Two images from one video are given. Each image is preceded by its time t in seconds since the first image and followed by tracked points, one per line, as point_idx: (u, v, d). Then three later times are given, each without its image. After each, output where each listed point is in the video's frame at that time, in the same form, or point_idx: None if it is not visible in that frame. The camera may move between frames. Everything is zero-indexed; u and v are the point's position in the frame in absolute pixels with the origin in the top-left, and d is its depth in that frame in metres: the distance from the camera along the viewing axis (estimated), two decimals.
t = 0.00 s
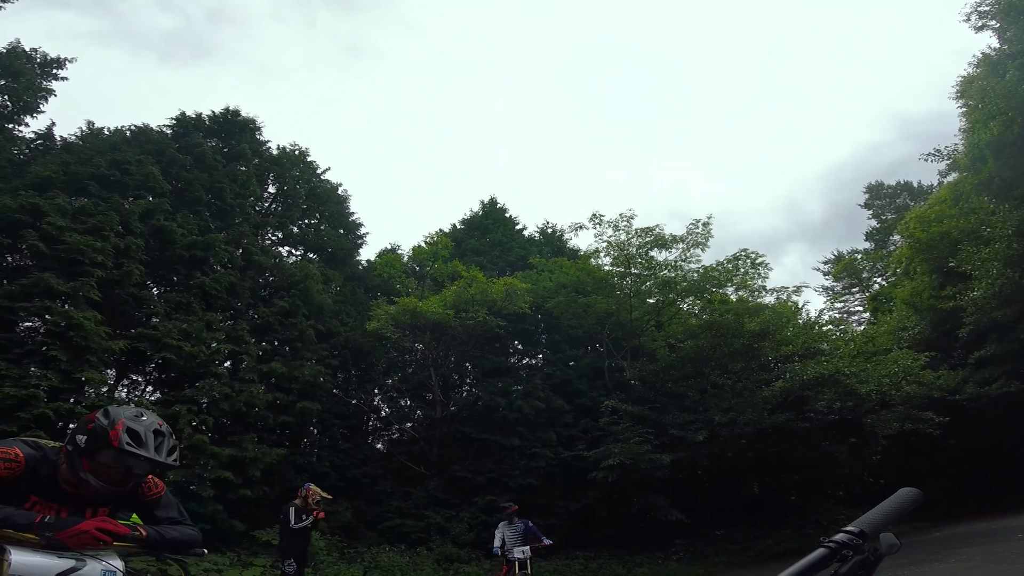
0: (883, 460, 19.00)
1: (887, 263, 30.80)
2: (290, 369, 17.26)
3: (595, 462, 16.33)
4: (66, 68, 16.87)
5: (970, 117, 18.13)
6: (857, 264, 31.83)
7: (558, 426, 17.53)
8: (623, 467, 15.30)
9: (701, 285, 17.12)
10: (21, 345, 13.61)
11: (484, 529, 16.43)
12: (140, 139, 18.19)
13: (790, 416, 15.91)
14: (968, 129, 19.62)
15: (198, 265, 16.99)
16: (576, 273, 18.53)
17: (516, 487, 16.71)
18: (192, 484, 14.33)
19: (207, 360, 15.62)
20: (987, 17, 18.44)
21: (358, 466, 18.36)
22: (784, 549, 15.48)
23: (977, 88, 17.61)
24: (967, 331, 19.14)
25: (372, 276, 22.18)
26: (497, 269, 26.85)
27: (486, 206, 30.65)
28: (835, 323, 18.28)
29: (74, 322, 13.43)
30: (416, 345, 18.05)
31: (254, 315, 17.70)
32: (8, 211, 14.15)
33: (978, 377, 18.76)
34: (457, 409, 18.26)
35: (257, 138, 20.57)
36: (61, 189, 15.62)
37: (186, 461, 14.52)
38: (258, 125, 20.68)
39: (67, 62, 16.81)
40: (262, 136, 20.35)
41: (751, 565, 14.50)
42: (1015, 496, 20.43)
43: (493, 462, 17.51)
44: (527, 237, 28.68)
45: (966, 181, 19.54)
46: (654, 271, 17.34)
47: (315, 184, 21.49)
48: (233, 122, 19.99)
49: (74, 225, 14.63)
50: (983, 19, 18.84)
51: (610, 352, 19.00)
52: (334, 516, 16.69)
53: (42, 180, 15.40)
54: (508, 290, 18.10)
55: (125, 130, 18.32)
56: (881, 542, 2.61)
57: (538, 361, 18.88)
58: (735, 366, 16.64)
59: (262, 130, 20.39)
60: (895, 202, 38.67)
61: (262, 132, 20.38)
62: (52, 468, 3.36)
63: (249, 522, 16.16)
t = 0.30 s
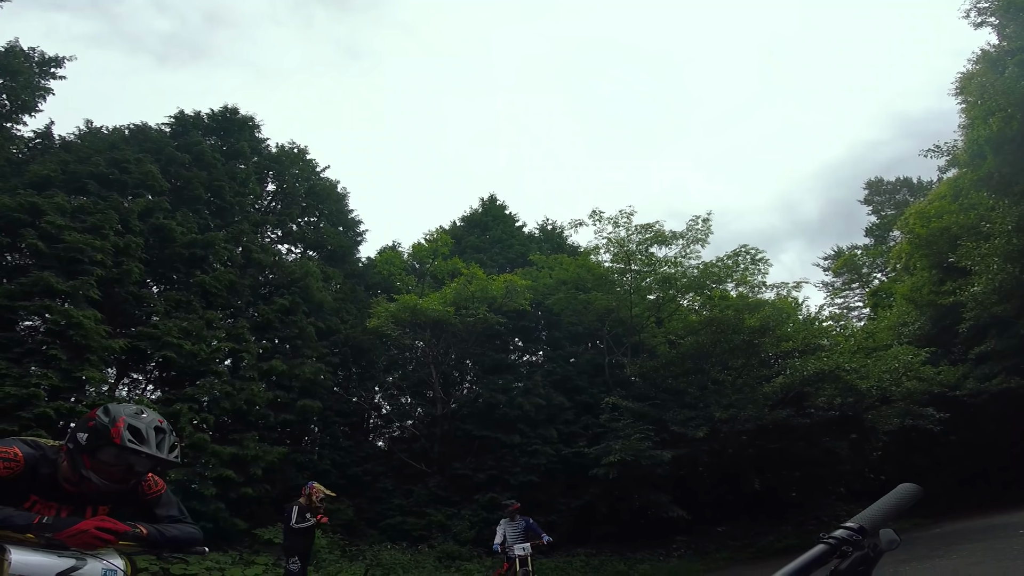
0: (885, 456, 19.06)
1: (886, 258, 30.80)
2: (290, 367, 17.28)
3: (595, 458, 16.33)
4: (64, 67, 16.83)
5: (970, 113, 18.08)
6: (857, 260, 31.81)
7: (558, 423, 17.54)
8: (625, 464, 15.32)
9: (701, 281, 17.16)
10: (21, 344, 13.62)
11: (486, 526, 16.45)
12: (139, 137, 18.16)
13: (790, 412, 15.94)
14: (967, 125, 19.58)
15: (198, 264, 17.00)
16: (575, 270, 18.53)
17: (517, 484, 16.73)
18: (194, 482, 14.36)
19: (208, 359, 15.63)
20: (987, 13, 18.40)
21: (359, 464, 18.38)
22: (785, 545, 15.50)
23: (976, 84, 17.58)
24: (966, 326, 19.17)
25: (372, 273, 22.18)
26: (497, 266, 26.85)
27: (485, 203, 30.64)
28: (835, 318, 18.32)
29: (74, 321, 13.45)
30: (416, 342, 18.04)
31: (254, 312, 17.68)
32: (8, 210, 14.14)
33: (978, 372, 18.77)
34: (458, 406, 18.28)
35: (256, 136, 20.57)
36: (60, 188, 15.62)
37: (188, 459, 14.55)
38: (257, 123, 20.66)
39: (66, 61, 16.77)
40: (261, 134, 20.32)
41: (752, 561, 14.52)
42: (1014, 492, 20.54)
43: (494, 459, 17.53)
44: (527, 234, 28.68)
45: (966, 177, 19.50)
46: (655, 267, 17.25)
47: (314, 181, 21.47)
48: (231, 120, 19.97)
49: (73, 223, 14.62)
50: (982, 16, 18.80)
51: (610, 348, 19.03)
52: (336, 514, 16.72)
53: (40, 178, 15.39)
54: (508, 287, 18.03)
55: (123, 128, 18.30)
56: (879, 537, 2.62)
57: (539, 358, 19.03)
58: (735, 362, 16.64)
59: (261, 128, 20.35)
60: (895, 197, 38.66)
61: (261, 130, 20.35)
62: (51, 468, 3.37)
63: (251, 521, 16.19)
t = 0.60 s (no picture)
0: (886, 453, 19.12)
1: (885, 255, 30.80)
2: (290, 366, 17.28)
3: (596, 457, 16.32)
4: (66, 65, 16.80)
5: (966, 110, 18.09)
6: (856, 256, 31.80)
7: (558, 422, 17.54)
8: (626, 462, 15.34)
9: (700, 279, 17.06)
10: (20, 342, 13.62)
11: (486, 526, 16.45)
12: (140, 135, 18.13)
13: (791, 410, 15.95)
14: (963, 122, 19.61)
15: (197, 262, 16.97)
16: (575, 268, 18.54)
17: (517, 483, 16.74)
18: (192, 481, 14.36)
19: (207, 358, 15.62)
20: (981, 10, 18.42)
21: (359, 463, 18.37)
22: (786, 544, 15.49)
23: (972, 82, 17.61)
24: (966, 322, 19.20)
25: (372, 272, 22.17)
26: (496, 265, 26.85)
27: (484, 201, 30.64)
28: (834, 315, 18.33)
29: (73, 319, 13.44)
30: (416, 341, 18.03)
31: (254, 311, 17.68)
32: (8, 207, 14.13)
33: (978, 368, 18.80)
34: (458, 405, 18.27)
35: (257, 135, 20.57)
36: (60, 185, 15.61)
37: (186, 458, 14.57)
38: (257, 121, 20.65)
39: (68, 58, 16.74)
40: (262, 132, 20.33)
41: (753, 560, 14.51)
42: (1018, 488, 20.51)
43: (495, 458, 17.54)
44: (526, 233, 28.68)
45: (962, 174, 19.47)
46: (653, 266, 17.36)
47: (314, 181, 21.47)
48: (231, 118, 19.94)
49: (73, 221, 14.61)
50: (976, 13, 18.81)
51: (610, 347, 18.97)
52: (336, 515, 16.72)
53: (41, 176, 15.37)
54: (508, 286, 18.18)
55: (124, 126, 18.29)
56: (883, 537, 2.63)
57: (538, 357, 18.90)
58: (735, 360, 16.64)
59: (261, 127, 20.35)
60: (893, 194, 38.67)
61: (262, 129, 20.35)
62: (47, 468, 3.37)
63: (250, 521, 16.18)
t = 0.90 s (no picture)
0: (885, 458, 19.16)
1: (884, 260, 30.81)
2: (289, 371, 17.25)
3: (595, 462, 16.29)
4: (68, 68, 16.82)
5: (962, 114, 18.13)
6: (855, 261, 31.82)
7: (558, 427, 17.52)
8: (625, 467, 15.32)
9: (699, 284, 16.99)
10: (18, 346, 13.61)
11: (485, 531, 16.41)
12: (142, 139, 18.19)
13: (791, 415, 15.90)
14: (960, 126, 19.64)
15: (196, 267, 16.96)
16: (574, 273, 18.54)
17: (517, 488, 16.70)
18: (190, 486, 14.33)
19: (205, 362, 15.62)
20: (976, 14, 18.46)
21: (358, 469, 18.31)
22: (787, 548, 15.46)
23: (968, 85, 17.67)
24: (964, 326, 19.22)
25: (371, 277, 22.17)
26: (496, 270, 26.84)
27: (483, 206, 30.67)
28: (833, 319, 18.32)
29: (70, 322, 13.45)
30: (415, 346, 18.03)
31: (253, 316, 17.67)
32: (7, 211, 14.14)
33: (978, 371, 18.79)
34: (456, 411, 18.22)
35: (256, 139, 20.60)
36: (60, 189, 15.63)
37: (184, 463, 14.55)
38: (257, 126, 20.69)
39: (70, 62, 16.76)
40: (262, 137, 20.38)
41: (753, 565, 14.47)
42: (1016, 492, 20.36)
43: (494, 463, 17.50)
44: (525, 238, 28.69)
45: (959, 177, 19.36)
46: (652, 271, 17.39)
47: (314, 186, 21.50)
48: (231, 123, 19.97)
49: (72, 225, 14.61)
50: (970, 17, 18.81)
51: (610, 352, 18.85)
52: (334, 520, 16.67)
53: (41, 179, 15.39)
54: (507, 291, 18.26)
55: (125, 130, 18.32)
56: (884, 544, 2.60)
57: (538, 362, 18.84)
58: (735, 365, 16.65)
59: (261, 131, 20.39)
60: (891, 198, 38.73)
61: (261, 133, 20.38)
62: (44, 472, 3.36)
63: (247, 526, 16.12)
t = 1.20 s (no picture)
0: (882, 461, 19.15)
1: (881, 263, 30.88)
2: (286, 373, 17.23)
3: (593, 465, 16.28)
4: (66, 68, 16.84)
5: (960, 118, 18.19)
6: (852, 265, 31.88)
7: (556, 430, 17.50)
8: (622, 470, 15.31)
9: (697, 287, 17.00)
10: (15, 348, 13.59)
11: (483, 534, 16.39)
12: (139, 140, 18.19)
13: (788, 417, 15.85)
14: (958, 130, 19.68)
15: (194, 268, 16.93)
16: (573, 276, 18.55)
17: (515, 491, 16.68)
18: (187, 488, 14.31)
19: (203, 364, 15.63)
20: (975, 18, 18.49)
21: (355, 471, 18.29)
22: (785, 551, 15.45)
23: (965, 89, 17.69)
24: (961, 330, 19.19)
25: (369, 279, 22.16)
26: (494, 272, 26.86)
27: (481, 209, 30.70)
28: (830, 323, 18.33)
29: (68, 324, 13.43)
30: (413, 348, 18.03)
31: (250, 318, 17.66)
32: (4, 212, 14.12)
33: (974, 375, 18.76)
34: (454, 413, 18.19)
35: (255, 141, 20.62)
36: (57, 190, 15.62)
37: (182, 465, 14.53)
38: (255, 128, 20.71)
39: (67, 62, 16.77)
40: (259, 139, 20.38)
41: (750, 567, 14.47)
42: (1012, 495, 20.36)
43: (492, 466, 17.49)
44: (523, 240, 28.71)
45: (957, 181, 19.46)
46: (650, 274, 17.40)
47: (312, 188, 21.51)
48: (229, 125, 19.98)
49: (69, 226, 14.60)
50: (971, 21, 18.92)
51: (608, 354, 18.84)
52: (332, 522, 16.66)
53: (38, 180, 15.39)
54: (505, 293, 18.13)
55: (123, 131, 18.34)
56: (882, 546, 2.59)
57: (536, 365, 18.82)
58: (732, 368, 16.67)
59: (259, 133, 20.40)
60: (888, 202, 38.80)
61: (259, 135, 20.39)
62: (39, 473, 3.36)
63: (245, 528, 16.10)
